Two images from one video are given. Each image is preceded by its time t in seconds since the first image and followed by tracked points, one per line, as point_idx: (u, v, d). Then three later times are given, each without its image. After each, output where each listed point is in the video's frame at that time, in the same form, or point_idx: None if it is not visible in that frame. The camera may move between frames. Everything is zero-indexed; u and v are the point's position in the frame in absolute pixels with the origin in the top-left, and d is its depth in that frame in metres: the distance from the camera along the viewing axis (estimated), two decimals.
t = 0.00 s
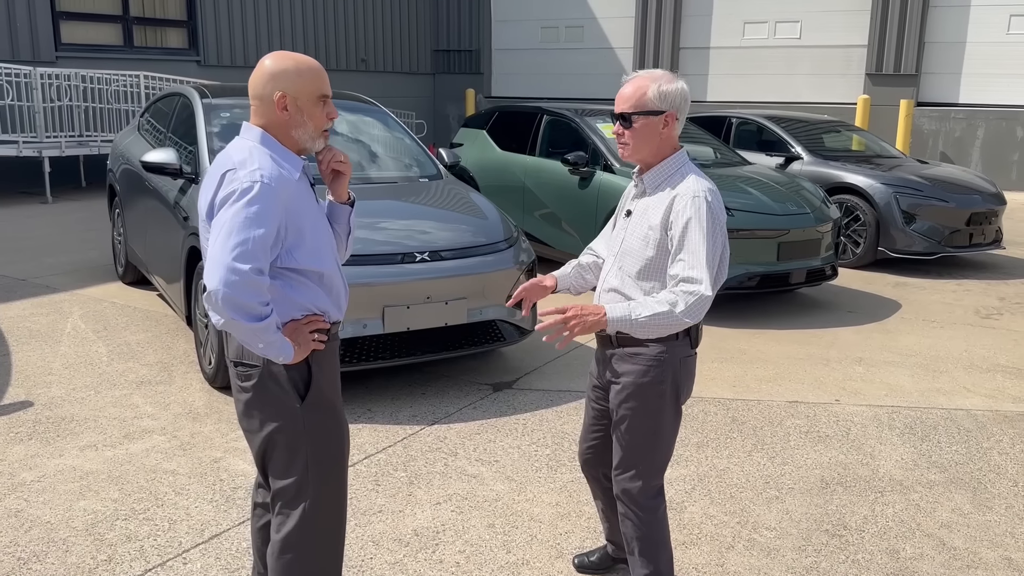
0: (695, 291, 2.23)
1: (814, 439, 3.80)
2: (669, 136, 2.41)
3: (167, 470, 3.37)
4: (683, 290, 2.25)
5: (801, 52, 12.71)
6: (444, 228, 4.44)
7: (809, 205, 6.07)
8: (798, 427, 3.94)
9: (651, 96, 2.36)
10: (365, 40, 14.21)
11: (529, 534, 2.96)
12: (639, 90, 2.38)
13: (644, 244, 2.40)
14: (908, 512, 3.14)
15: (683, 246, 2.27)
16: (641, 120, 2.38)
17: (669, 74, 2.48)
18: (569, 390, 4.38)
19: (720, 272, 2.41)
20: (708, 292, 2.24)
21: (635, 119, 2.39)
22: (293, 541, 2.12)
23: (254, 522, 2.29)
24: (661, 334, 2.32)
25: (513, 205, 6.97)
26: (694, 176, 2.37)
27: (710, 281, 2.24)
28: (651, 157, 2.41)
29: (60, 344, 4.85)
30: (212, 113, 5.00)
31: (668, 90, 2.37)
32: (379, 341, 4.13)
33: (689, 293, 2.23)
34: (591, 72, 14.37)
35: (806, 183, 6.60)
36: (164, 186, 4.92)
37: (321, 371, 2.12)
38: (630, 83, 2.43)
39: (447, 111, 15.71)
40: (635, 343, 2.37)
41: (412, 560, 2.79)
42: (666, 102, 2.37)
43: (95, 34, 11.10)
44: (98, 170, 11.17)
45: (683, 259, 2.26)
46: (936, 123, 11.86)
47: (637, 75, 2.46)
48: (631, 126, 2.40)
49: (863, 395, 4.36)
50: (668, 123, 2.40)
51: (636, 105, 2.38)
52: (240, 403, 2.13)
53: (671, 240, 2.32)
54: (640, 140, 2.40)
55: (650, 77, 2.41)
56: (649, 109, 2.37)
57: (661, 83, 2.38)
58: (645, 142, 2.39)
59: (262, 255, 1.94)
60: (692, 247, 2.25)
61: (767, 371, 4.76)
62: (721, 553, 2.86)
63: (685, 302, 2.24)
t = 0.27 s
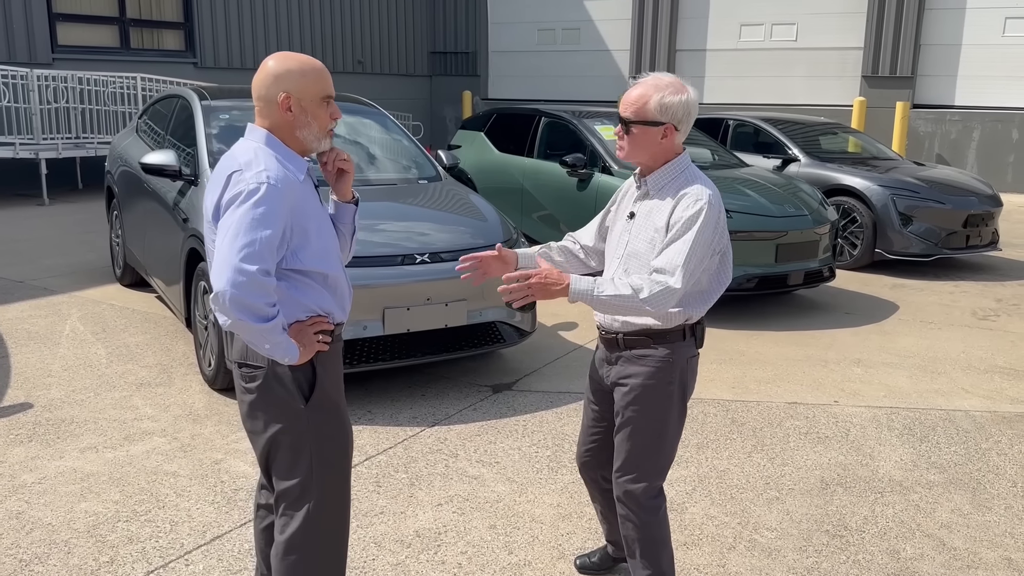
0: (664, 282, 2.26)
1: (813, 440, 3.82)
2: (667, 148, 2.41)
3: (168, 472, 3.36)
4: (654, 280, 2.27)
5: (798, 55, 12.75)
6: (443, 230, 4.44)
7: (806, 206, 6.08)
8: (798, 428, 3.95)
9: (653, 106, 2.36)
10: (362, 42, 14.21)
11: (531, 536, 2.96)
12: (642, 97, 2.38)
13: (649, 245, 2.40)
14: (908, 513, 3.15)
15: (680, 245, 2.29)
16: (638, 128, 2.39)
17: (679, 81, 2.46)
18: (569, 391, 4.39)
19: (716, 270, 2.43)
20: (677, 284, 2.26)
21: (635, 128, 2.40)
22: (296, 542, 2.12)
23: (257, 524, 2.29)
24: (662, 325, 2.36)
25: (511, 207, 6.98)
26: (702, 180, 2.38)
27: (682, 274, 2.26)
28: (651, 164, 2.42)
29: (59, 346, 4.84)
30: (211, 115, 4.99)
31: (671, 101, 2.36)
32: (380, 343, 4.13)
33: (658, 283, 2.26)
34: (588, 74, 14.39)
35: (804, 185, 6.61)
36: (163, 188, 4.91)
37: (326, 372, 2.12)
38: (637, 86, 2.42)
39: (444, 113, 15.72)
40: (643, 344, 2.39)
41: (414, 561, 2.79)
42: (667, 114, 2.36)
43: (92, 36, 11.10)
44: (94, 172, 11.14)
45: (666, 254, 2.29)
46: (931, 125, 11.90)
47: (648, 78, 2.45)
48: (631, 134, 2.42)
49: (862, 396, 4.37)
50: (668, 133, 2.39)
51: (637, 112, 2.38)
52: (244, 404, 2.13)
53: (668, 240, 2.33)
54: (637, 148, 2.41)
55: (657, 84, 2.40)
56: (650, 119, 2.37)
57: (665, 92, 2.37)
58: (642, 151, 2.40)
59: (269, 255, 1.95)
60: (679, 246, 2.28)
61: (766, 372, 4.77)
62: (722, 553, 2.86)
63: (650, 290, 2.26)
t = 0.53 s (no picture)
0: (671, 288, 2.28)
1: (812, 441, 3.83)
2: (660, 157, 2.40)
3: (168, 474, 3.37)
4: (661, 285, 2.29)
5: (794, 57, 12.78)
6: (442, 232, 4.45)
7: (804, 208, 6.10)
8: (796, 429, 3.96)
9: (638, 121, 2.35)
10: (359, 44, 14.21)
11: (531, 537, 2.97)
12: (627, 114, 2.37)
13: (647, 249, 2.42)
14: (906, 513, 3.16)
15: (680, 249, 2.31)
16: (630, 143, 2.39)
17: (664, 88, 2.42)
18: (568, 393, 4.39)
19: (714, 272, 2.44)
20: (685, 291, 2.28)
21: (626, 143, 2.40)
22: (297, 544, 2.13)
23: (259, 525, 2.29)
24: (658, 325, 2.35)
25: (509, 209, 6.99)
26: (700, 185, 2.39)
27: (687, 280, 2.28)
28: (649, 171, 2.43)
29: (58, 348, 4.84)
30: (210, 117, 4.99)
31: (655, 114, 2.34)
32: (379, 344, 4.13)
33: (665, 288, 2.29)
34: (585, 76, 14.41)
35: (801, 186, 6.63)
36: (162, 190, 4.91)
37: (328, 374, 2.13)
38: (622, 102, 2.41)
39: (441, 115, 15.73)
40: (639, 343, 2.40)
41: (415, 562, 2.79)
42: (652, 128, 2.34)
43: (89, 38, 11.09)
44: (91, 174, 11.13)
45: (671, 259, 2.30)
46: (928, 126, 11.93)
47: (633, 90, 2.43)
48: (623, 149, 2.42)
49: (860, 397, 4.38)
50: (659, 144, 2.37)
51: (625, 129, 2.38)
52: (246, 406, 2.14)
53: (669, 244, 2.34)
54: (632, 160, 2.41)
55: (639, 98, 2.37)
56: (637, 133, 2.37)
57: (649, 105, 2.35)
58: (637, 162, 2.41)
59: (271, 257, 1.95)
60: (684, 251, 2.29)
61: (764, 373, 4.79)
62: (722, 554, 2.87)
63: (658, 295, 2.28)
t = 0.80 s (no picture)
0: (679, 291, 2.29)
1: (811, 441, 3.84)
2: (666, 150, 2.43)
3: (167, 475, 3.37)
4: (667, 288, 2.30)
5: (791, 58, 12.80)
6: (441, 233, 4.46)
7: (802, 209, 6.11)
8: (795, 429, 3.97)
9: (651, 113, 2.38)
10: (357, 45, 14.21)
11: (531, 537, 2.98)
12: (640, 103, 2.39)
13: (641, 245, 2.42)
14: (905, 513, 3.17)
15: (678, 249, 2.31)
16: (639, 132, 2.41)
17: (673, 84, 2.47)
18: (567, 393, 4.40)
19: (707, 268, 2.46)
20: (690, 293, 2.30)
21: (635, 133, 2.42)
22: (300, 543, 2.13)
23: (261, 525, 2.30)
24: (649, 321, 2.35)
25: (507, 210, 7.00)
26: (694, 182, 2.40)
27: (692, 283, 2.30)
28: (650, 166, 2.44)
29: (57, 349, 4.84)
30: (209, 118, 5.00)
31: (667, 106, 2.38)
32: (378, 345, 4.14)
33: (672, 291, 2.29)
34: (583, 77, 14.43)
35: (799, 187, 6.64)
36: (161, 191, 4.91)
37: (330, 375, 2.13)
38: (635, 92, 2.44)
39: (439, 116, 15.74)
40: (633, 337, 2.40)
41: (416, 562, 2.80)
42: (665, 119, 2.38)
43: (87, 39, 11.08)
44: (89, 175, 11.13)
45: (673, 260, 2.31)
46: (925, 128, 11.96)
47: (641, 84, 2.46)
48: (630, 140, 2.44)
49: (859, 398, 4.39)
50: (667, 136, 2.41)
51: (636, 118, 2.40)
52: (249, 405, 2.14)
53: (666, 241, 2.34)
54: (637, 151, 2.43)
55: (653, 90, 2.41)
56: (648, 124, 2.39)
57: (661, 97, 2.39)
58: (643, 153, 2.42)
59: (271, 259, 1.96)
60: (685, 250, 2.30)
61: (763, 373, 4.80)
62: (721, 554, 2.88)
63: (667, 299, 2.29)
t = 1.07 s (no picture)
0: (688, 288, 2.31)
1: (810, 441, 3.85)
2: (664, 144, 2.43)
3: (167, 475, 3.37)
4: (676, 287, 2.31)
5: (790, 58, 12.82)
6: (441, 234, 4.46)
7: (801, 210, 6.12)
8: (794, 429, 3.98)
9: (647, 107, 2.38)
10: (356, 46, 14.22)
11: (532, 537, 2.99)
12: (636, 100, 2.40)
13: (640, 240, 2.43)
14: (904, 513, 3.18)
15: (680, 246, 2.32)
16: (637, 129, 2.41)
17: (667, 81, 2.48)
18: (567, 394, 4.41)
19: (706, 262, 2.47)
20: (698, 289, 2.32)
21: (632, 130, 2.42)
22: (302, 543, 2.14)
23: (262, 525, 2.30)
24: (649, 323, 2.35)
25: (507, 211, 7.01)
26: (689, 177, 2.40)
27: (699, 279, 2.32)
28: (647, 161, 2.44)
29: (57, 350, 4.84)
30: (209, 119, 5.00)
31: (664, 99, 2.39)
32: (378, 345, 4.14)
33: (682, 290, 2.30)
34: (581, 78, 14.44)
35: (798, 188, 6.66)
36: (161, 193, 4.92)
37: (331, 375, 2.14)
38: (629, 89, 2.44)
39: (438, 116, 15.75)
40: (633, 332, 2.41)
41: (416, 562, 2.81)
42: (662, 112, 2.39)
43: (86, 41, 11.08)
44: (88, 177, 11.12)
45: (677, 257, 2.32)
46: (923, 128, 11.97)
47: (636, 82, 2.47)
48: (628, 136, 2.44)
49: (857, 398, 4.40)
50: (665, 130, 2.42)
51: (632, 115, 2.40)
52: (250, 406, 2.15)
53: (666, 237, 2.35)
54: (635, 147, 2.43)
55: (648, 86, 2.42)
56: (644, 120, 2.40)
57: (657, 91, 2.40)
58: (641, 148, 2.42)
59: (272, 259, 1.97)
60: (688, 247, 2.31)
61: (761, 374, 4.81)
62: (721, 554, 2.89)
63: (679, 298, 2.30)
